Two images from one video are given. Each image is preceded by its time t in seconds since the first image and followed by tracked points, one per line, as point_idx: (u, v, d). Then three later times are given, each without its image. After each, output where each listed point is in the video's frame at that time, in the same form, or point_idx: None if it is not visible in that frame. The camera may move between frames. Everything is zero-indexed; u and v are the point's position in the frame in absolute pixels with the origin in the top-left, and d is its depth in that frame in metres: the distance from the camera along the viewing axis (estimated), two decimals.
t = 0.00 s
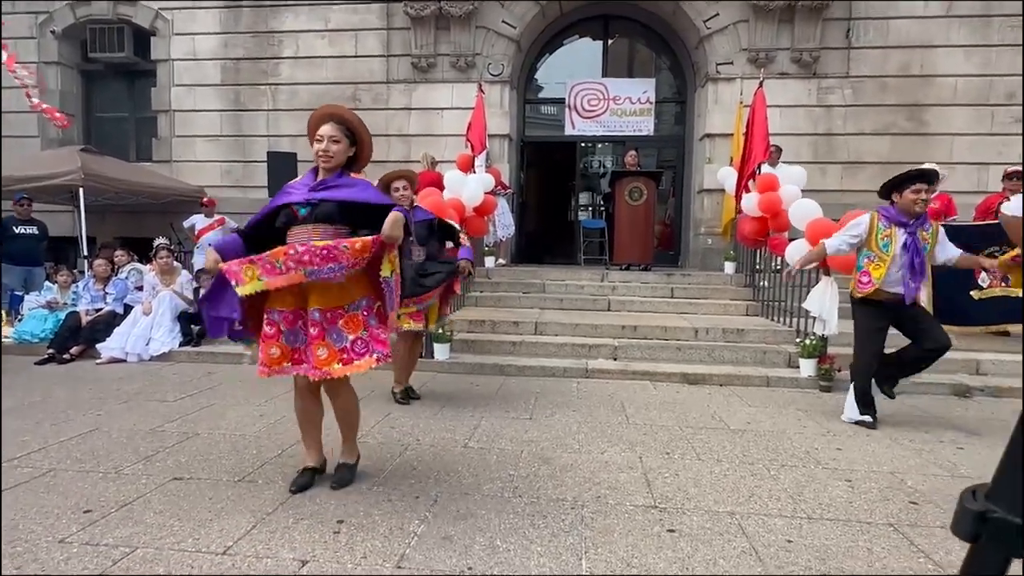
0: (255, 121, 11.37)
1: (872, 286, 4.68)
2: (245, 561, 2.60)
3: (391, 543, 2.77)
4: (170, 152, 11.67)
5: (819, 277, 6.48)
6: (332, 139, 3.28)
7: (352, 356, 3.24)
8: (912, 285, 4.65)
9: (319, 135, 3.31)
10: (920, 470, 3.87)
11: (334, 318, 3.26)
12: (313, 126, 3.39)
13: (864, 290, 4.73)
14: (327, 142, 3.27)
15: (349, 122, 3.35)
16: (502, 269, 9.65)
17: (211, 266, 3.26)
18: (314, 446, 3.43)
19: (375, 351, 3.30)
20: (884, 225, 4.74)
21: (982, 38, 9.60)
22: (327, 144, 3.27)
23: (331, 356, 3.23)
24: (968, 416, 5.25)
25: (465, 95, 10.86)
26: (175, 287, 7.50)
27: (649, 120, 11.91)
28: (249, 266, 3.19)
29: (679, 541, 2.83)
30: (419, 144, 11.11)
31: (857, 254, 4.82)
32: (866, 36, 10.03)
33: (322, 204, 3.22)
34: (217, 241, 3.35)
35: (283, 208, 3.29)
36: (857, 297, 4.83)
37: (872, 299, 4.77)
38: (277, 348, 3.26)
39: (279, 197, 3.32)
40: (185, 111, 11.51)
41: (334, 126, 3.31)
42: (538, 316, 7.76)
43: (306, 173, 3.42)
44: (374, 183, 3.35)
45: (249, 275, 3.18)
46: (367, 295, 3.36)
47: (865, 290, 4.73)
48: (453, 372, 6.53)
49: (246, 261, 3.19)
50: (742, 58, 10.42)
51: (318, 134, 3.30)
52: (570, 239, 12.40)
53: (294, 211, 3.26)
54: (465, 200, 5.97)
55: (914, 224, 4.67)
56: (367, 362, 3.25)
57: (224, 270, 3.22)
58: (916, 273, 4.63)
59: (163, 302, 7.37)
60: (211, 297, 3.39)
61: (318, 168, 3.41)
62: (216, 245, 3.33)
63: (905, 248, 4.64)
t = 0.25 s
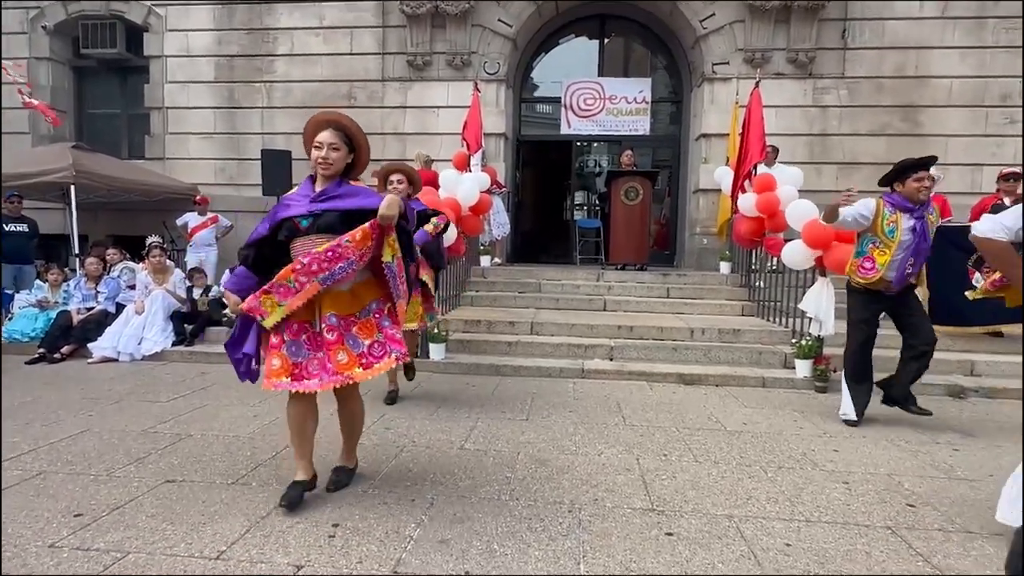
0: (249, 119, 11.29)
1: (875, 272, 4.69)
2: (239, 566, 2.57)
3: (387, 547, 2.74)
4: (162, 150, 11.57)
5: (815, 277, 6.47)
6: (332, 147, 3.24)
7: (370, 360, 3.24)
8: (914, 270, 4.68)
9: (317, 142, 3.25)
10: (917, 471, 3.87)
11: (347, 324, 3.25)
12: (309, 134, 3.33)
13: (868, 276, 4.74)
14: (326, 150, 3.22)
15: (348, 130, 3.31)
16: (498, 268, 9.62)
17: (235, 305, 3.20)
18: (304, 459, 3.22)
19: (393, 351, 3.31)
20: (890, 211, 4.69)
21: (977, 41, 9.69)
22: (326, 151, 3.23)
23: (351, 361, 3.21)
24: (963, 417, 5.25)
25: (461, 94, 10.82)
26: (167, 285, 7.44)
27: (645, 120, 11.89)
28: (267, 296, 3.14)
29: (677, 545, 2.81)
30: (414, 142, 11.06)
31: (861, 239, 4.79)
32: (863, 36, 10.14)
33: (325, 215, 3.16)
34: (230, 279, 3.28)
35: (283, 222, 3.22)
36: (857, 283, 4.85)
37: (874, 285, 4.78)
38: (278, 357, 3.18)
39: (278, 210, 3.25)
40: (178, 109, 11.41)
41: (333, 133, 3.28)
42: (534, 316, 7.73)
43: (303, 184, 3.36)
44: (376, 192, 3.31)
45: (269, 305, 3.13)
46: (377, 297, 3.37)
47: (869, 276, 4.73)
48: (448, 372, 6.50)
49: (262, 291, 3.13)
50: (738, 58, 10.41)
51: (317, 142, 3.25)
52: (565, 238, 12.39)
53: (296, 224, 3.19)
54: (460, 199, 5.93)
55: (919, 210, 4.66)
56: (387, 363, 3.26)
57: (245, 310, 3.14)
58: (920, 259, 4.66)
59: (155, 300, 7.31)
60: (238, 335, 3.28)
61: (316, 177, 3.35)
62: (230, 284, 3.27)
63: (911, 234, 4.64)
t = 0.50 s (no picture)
0: (242, 116, 11.21)
1: (891, 282, 4.66)
2: (231, 569, 2.53)
3: (382, 549, 2.70)
4: (154, 147, 11.46)
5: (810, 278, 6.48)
6: (326, 148, 3.20)
7: (386, 353, 3.26)
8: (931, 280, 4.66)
9: (309, 144, 3.21)
10: (912, 472, 3.87)
11: (357, 322, 3.26)
12: (300, 134, 3.28)
13: (882, 286, 4.72)
14: (321, 150, 3.19)
15: (340, 129, 3.28)
16: (493, 268, 9.59)
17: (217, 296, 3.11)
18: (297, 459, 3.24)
19: (404, 347, 3.34)
20: (903, 220, 4.66)
21: (970, 42, 9.98)
22: (321, 152, 3.19)
23: (369, 353, 3.21)
24: (958, 417, 5.27)
25: (456, 92, 10.77)
26: (159, 284, 7.36)
27: (640, 120, 11.89)
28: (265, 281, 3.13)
29: (674, 546, 2.80)
30: (409, 140, 11.01)
31: (874, 248, 4.76)
32: (857, 37, 10.20)
33: (329, 216, 3.19)
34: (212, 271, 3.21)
35: (281, 221, 3.18)
36: (870, 291, 4.82)
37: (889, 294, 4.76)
38: (285, 361, 3.13)
39: (274, 210, 3.19)
40: (171, 105, 11.31)
41: (325, 134, 3.23)
42: (528, 315, 7.70)
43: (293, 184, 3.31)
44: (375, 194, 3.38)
45: (266, 291, 3.10)
46: (383, 297, 3.42)
47: (883, 286, 4.72)
48: (443, 372, 6.46)
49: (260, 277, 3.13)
50: (733, 58, 10.42)
51: (309, 143, 3.21)
52: (560, 237, 12.38)
53: (297, 224, 3.17)
54: (455, 198, 5.90)
55: (930, 218, 4.66)
56: (400, 358, 3.28)
57: (237, 296, 3.13)
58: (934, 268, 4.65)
59: (147, 299, 7.23)
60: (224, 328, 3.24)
61: (308, 177, 3.31)
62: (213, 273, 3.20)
63: (926, 243, 4.62)
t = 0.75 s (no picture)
0: (236, 114, 11.14)
1: (894, 287, 4.65)
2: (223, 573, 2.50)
3: (377, 553, 2.68)
4: (147, 145, 11.38)
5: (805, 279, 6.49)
6: (305, 134, 3.17)
7: (352, 358, 3.17)
8: (937, 283, 4.54)
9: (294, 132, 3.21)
10: (908, 473, 3.87)
11: (333, 319, 3.18)
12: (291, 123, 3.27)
13: (887, 290, 4.70)
14: (301, 138, 3.16)
15: (328, 119, 3.25)
16: (488, 267, 9.56)
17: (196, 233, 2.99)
18: (292, 450, 3.29)
19: (373, 354, 3.26)
20: (900, 224, 4.67)
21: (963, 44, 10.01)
22: (301, 139, 3.16)
23: (335, 357, 3.13)
24: (952, 418, 5.28)
25: (451, 91, 10.74)
26: (151, 283, 7.29)
27: (635, 119, 11.89)
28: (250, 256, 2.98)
29: (671, 549, 2.79)
30: (404, 139, 10.97)
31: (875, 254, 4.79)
32: (852, 38, 10.21)
33: (327, 204, 3.14)
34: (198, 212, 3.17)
35: (277, 202, 3.12)
36: (877, 297, 4.80)
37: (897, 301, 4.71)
38: (268, 344, 3.08)
39: (269, 190, 3.14)
40: (163, 103, 11.22)
41: (309, 122, 3.22)
42: (524, 315, 7.68)
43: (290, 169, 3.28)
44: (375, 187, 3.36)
45: (247, 266, 2.96)
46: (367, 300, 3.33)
47: (888, 290, 4.70)
48: (438, 372, 6.44)
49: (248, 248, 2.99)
50: (728, 58, 10.42)
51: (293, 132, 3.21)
52: (555, 236, 12.36)
53: (293, 207, 3.12)
54: (452, 198, 5.87)
55: (929, 222, 4.61)
56: (365, 366, 3.19)
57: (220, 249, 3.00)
58: (939, 273, 4.55)
59: (138, 299, 7.13)
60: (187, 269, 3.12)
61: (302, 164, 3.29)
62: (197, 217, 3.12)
63: (925, 245, 4.56)
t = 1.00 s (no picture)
0: (229, 112, 11.06)
1: (874, 273, 4.69)
2: None
3: (372, 558, 2.64)
4: (140, 143, 11.28)
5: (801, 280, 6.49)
6: (295, 142, 3.14)
7: (318, 374, 3.10)
8: (912, 276, 4.52)
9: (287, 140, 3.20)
10: (905, 475, 3.86)
11: (307, 332, 3.12)
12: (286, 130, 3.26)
13: (869, 276, 4.74)
14: (292, 146, 3.14)
15: (319, 125, 3.17)
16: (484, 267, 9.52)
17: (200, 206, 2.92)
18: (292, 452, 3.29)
19: (340, 375, 3.18)
20: (892, 213, 4.65)
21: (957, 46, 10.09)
22: (291, 146, 3.13)
23: (302, 370, 3.05)
24: (947, 419, 5.28)
25: (447, 90, 10.70)
26: (143, 283, 7.21)
27: (631, 120, 11.88)
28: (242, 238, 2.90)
29: (671, 553, 2.76)
30: (399, 139, 10.92)
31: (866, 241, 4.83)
32: (847, 39, 10.23)
33: (316, 216, 3.09)
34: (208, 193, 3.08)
35: (267, 211, 3.10)
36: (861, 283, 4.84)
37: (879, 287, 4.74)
38: (222, 348, 3.08)
39: (261, 199, 3.12)
40: (156, 101, 11.13)
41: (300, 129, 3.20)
42: (520, 316, 7.65)
43: (288, 178, 3.26)
44: (368, 203, 3.30)
45: (236, 247, 2.88)
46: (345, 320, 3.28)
47: (869, 277, 4.74)
48: (433, 373, 6.40)
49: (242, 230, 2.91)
50: (724, 59, 10.42)
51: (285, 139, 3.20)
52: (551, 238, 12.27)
53: (281, 216, 3.08)
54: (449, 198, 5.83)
55: (921, 214, 4.52)
56: (330, 384, 3.12)
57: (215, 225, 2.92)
58: (916, 264, 4.49)
59: (131, 299, 7.08)
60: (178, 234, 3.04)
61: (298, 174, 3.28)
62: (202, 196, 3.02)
63: (909, 238, 4.52)
